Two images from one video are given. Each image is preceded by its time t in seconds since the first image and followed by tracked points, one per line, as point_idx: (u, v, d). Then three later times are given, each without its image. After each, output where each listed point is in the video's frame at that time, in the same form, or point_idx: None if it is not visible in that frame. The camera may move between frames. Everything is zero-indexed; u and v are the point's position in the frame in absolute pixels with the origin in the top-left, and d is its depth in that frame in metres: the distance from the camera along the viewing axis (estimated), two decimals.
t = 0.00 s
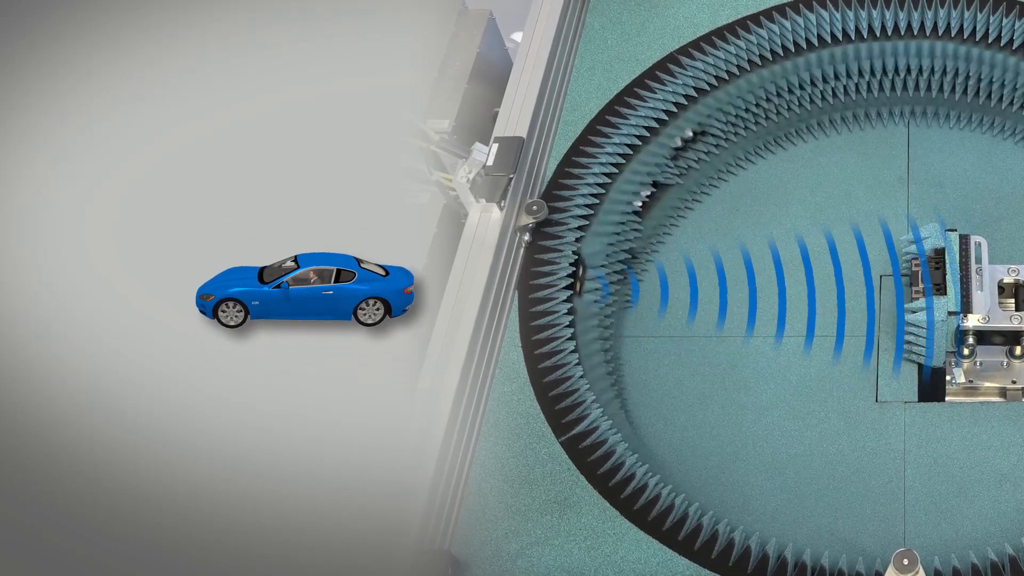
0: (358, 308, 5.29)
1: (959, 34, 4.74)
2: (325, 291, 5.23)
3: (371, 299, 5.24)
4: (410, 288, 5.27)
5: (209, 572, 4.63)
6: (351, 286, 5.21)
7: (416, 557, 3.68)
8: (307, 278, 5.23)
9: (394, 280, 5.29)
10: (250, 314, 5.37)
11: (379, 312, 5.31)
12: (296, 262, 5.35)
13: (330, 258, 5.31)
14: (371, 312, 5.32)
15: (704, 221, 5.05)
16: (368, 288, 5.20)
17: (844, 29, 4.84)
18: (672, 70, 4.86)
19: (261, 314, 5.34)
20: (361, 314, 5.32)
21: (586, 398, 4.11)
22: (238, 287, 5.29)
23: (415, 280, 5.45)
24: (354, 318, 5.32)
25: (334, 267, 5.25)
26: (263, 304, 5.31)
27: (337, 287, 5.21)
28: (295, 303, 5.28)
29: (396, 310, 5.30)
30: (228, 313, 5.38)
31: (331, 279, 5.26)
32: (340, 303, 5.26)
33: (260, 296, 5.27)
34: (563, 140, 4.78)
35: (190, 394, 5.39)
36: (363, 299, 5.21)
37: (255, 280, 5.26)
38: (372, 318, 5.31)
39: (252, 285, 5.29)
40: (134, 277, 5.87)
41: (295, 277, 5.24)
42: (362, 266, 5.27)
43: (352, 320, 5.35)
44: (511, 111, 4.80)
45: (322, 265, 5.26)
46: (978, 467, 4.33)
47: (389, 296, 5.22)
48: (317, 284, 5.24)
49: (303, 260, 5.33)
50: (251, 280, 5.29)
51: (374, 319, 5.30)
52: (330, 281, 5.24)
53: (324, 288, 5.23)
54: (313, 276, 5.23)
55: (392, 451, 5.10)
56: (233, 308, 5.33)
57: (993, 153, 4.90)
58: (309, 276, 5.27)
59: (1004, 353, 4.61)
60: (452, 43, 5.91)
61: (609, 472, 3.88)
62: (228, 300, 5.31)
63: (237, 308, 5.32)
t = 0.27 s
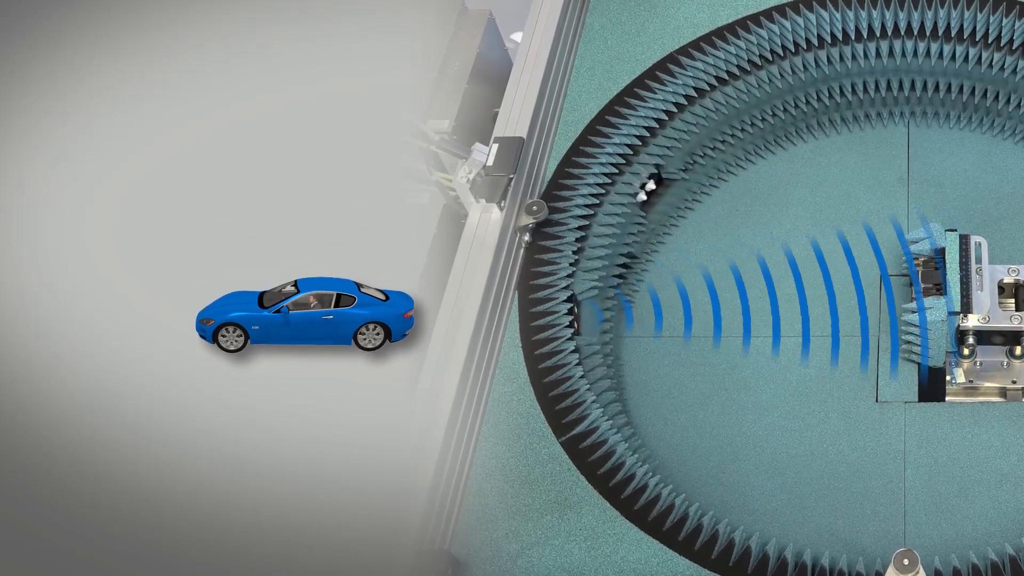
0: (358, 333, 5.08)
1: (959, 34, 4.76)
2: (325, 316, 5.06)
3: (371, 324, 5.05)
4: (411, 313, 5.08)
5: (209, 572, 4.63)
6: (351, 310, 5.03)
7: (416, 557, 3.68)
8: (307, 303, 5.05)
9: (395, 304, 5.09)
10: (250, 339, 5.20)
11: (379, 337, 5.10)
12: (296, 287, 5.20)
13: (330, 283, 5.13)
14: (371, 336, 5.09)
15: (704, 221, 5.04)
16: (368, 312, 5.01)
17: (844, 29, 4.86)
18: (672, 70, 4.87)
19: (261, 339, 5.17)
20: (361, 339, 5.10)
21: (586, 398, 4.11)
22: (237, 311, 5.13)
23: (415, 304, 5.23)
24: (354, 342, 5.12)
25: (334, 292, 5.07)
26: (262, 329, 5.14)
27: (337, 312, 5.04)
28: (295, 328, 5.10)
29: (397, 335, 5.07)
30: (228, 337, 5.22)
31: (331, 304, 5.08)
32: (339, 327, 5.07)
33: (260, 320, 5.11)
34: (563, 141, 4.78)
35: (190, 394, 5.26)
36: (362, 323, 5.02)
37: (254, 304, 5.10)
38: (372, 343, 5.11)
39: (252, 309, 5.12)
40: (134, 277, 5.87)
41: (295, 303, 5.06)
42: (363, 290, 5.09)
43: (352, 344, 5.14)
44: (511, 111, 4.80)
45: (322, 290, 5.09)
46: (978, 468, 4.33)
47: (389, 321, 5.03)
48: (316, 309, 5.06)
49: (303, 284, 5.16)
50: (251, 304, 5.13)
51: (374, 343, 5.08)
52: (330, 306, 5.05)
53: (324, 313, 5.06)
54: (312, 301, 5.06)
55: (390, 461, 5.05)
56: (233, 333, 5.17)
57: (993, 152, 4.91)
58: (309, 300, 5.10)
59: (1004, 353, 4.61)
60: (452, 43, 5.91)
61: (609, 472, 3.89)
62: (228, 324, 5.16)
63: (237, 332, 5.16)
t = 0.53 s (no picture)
0: (358, 337, 5.04)
1: (959, 34, 4.79)
2: (325, 320, 5.04)
3: (372, 328, 5.02)
4: (411, 317, 5.04)
5: (208, 572, 4.63)
6: (351, 314, 5.01)
7: (416, 557, 3.69)
8: (307, 307, 5.04)
9: (395, 308, 5.06)
10: (250, 344, 5.16)
11: (379, 341, 5.06)
12: (296, 292, 5.17)
13: (330, 287, 5.12)
14: (371, 341, 5.04)
15: (704, 221, 5.04)
16: (368, 316, 4.99)
17: (844, 29, 4.87)
18: (672, 70, 4.87)
19: (261, 343, 5.14)
20: (361, 343, 5.05)
21: (586, 398, 4.12)
22: (237, 315, 5.10)
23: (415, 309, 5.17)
24: (354, 347, 5.07)
25: (334, 296, 5.06)
26: (262, 333, 5.11)
27: (337, 316, 5.02)
28: (295, 332, 5.09)
29: (397, 340, 5.04)
30: (228, 341, 5.18)
31: (331, 309, 5.07)
32: (339, 331, 5.05)
33: (260, 325, 5.07)
34: (563, 141, 4.78)
35: (190, 394, 5.20)
36: (362, 328, 5.00)
37: (254, 309, 5.07)
38: (371, 347, 5.06)
39: (252, 314, 5.10)
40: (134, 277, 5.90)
41: (295, 307, 5.05)
42: (363, 294, 5.09)
43: (352, 349, 5.11)
44: (511, 111, 4.80)
45: (322, 294, 5.08)
46: (978, 468, 4.33)
47: (389, 326, 4.99)
48: (316, 314, 5.05)
49: (303, 289, 5.13)
50: (251, 309, 5.10)
51: (374, 348, 5.04)
52: (330, 310, 5.04)
53: (324, 317, 5.04)
54: (313, 305, 5.05)
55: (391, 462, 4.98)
56: (233, 337, 5.14)
57: (992, 153, 4.90)
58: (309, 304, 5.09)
59: (1005, 353, 4.61)
60: (452, 43, 5.90)
61: (609, 472, 3.89)
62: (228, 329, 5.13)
63: (237, 336, 5.13)
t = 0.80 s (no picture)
0: (358, 341, 4.95)
1: (959, 34, 4.75)
2: (325, 324, 4.96)
3: (372, 333, 4.94)
4: (411, 321, 4.94)
5: (209, 572, 4.64)
6: (351, 319, 4.93)
7: (416, 557, 3.68)
8: (307, 312, 4.97)
9: (395, 313, 4.97)
10: (250, 348, 5.10)
11: (379, 346, 4.97)
12: (296, 296, 5.12)
13: (330, 292, 5.05)
14: (371, 346, 4.95)
15: (704, 221, 5.06)
16: (368, 320, 4.90)
17: (844, 29, 4.85)
18: (672, 70, 4.86)
19: (261, 348, 5.07)
20: (361, 348, 4.96)
21: (586, 398, 4.12)
22: (238, 320, 5.06)
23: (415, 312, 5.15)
24: (354, 352, 4.99)
25: (334, 301, 4.99)
26: (262, 338, 5.05)
27: (337, 320, 4.94)
28: (295, 337, 5.02)
29: (397, 345, 4.95)
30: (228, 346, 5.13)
31: (331, 313, 4.99)
32: (339, 336, 4.97)
33: (260, 329, 5.02)
34: (563, 141, 4.77)
35: (190, 394, 5.19)
36: (362, 332, 4.92)
37: (254, 313, 5.03)
38: (372, 352, 4.96)
39: (252, 318, 5.05)
40: (134, 277, 5.91)
41: (295, 311, 4.99)
42: (364, 299, 5.01)
43: (352, 354, 5.02)
44: (511, 111, 4.80)
45: (323, 298, 5.01)
46: (978, 468, 4.33)
47: (389, 330, 4.92)
48: (316, 318, 4.97)
49: (303, 293, 5.07)
50: (252, 313, 5.06)
51: (374, 353, 4.95)
52: (330, 314, 4.96)
53: (324, 322, 4.96)
54: (313, 309, 4.98)
55: (391, 463, 5.05)
56: (233, 342, 5.09)
57: (993, 151, 4.93)
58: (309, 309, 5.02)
59: (1004, 354, 4.59)
60: (452, 43, 5.90)
61: (609, 472, 3.89)
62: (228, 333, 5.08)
63: (237, 341, 5.08)
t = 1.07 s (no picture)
0: (358, 346, 5.03)
1: (959, 34, 4.72)
2: (325, 329, 5.02)
3: (372, 337, 5.02)
4: (411, 326, 5.03)
5: (209, 572, 4.63)
6: (351, 324, 5.00)
7: (415, 557, 3.68)
8: (307, 317, 5.03)
9: (395, 318, 5.05)
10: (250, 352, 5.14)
11: (379, 350, 5.06)
12: (296, 301, 5.17)
13: (330, 296, 5.11)
14: (371, 350, 5.04)
15: (704, 221, 5.07)
16: (368, 325, 4.97)
17: (844, 29, 4.83)
18: (672, 70, 4.85)
19: (261, 352, 5.12)
20: (361, 352, 5.04)
21: (586, 398, 4.13)
22: (238, 324, 5.09)
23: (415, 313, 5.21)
24: (354, 356, 5.07)
25: (334, 305, 5.05)
26: (263, 342, 5.10)
27: (338, 325, 5.01)
28: (295, 341, 5.07)
29: (397, 349, 5.05)
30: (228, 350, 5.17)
31: (331, 318, 5.05)
32: (339, 340, 5.04)
33: (260, 334, 5.07)
34: (563, 140, 4.77)
35: (190, 394, 5.18)
36: (362, 337, 5.00)
37: (254, 318, 5.06)
38: (371, 356, 5.06)
39: (253, 323, 5.08)
40: (134, 277, 5.92)
41: (295, 316, 5.03)
42: (363, 303, 5.08)
43: (352, 358, 5.10)
44: (511, 111, 4.80)
45: (322, 303, 5.06)
46: (978, 468, 4.33)
47: (389, 335, 5.00)
48: (316, 322, 5.02)
49: (302, 298, 5.12)
50: (252, 318, 5.09)
51: (374, 357, 5.04)
52: (330, 319, 5.02)
53: (325, 327, 5.02)
54: (313, 314, 5.03)
55: (391, 463, 5.06)
56: (233, 346, 5.12)
57: (993, 151, 4.94)
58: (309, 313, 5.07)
59: (1004, 353, 4.59)
60: (452, 43, 5.90)
61: (609, 472, 3.89)
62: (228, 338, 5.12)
63: (237, 345, 5.12)
